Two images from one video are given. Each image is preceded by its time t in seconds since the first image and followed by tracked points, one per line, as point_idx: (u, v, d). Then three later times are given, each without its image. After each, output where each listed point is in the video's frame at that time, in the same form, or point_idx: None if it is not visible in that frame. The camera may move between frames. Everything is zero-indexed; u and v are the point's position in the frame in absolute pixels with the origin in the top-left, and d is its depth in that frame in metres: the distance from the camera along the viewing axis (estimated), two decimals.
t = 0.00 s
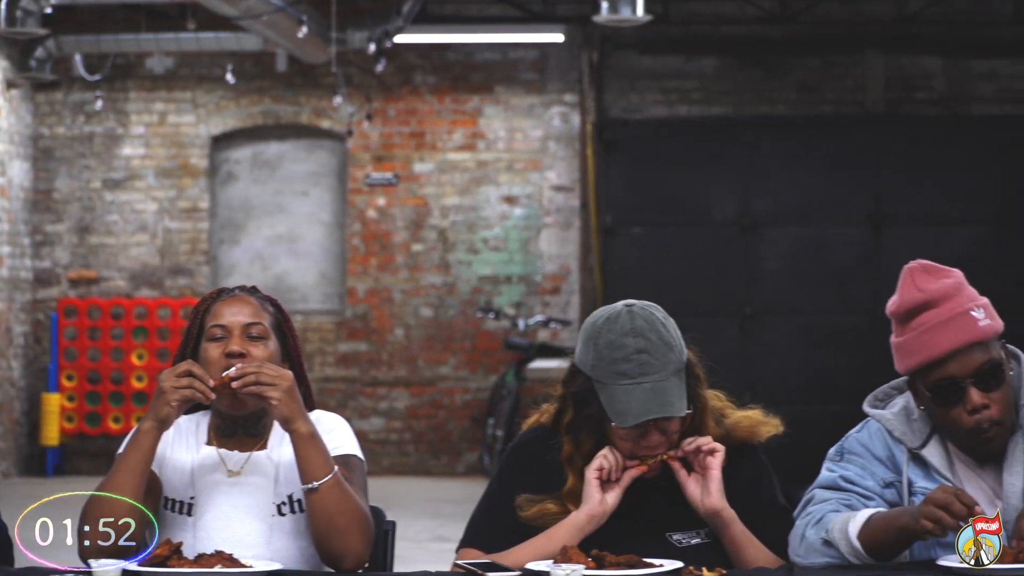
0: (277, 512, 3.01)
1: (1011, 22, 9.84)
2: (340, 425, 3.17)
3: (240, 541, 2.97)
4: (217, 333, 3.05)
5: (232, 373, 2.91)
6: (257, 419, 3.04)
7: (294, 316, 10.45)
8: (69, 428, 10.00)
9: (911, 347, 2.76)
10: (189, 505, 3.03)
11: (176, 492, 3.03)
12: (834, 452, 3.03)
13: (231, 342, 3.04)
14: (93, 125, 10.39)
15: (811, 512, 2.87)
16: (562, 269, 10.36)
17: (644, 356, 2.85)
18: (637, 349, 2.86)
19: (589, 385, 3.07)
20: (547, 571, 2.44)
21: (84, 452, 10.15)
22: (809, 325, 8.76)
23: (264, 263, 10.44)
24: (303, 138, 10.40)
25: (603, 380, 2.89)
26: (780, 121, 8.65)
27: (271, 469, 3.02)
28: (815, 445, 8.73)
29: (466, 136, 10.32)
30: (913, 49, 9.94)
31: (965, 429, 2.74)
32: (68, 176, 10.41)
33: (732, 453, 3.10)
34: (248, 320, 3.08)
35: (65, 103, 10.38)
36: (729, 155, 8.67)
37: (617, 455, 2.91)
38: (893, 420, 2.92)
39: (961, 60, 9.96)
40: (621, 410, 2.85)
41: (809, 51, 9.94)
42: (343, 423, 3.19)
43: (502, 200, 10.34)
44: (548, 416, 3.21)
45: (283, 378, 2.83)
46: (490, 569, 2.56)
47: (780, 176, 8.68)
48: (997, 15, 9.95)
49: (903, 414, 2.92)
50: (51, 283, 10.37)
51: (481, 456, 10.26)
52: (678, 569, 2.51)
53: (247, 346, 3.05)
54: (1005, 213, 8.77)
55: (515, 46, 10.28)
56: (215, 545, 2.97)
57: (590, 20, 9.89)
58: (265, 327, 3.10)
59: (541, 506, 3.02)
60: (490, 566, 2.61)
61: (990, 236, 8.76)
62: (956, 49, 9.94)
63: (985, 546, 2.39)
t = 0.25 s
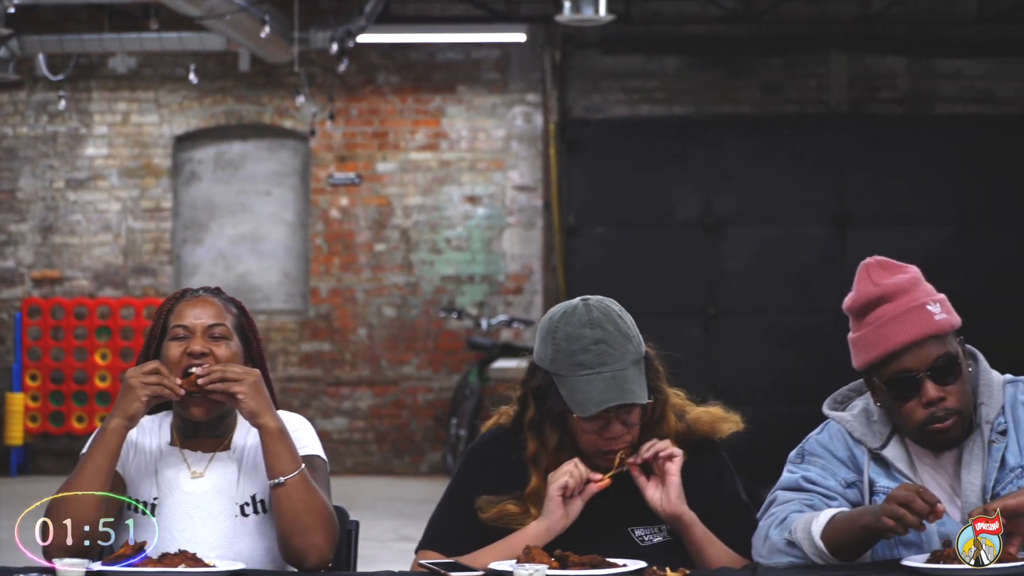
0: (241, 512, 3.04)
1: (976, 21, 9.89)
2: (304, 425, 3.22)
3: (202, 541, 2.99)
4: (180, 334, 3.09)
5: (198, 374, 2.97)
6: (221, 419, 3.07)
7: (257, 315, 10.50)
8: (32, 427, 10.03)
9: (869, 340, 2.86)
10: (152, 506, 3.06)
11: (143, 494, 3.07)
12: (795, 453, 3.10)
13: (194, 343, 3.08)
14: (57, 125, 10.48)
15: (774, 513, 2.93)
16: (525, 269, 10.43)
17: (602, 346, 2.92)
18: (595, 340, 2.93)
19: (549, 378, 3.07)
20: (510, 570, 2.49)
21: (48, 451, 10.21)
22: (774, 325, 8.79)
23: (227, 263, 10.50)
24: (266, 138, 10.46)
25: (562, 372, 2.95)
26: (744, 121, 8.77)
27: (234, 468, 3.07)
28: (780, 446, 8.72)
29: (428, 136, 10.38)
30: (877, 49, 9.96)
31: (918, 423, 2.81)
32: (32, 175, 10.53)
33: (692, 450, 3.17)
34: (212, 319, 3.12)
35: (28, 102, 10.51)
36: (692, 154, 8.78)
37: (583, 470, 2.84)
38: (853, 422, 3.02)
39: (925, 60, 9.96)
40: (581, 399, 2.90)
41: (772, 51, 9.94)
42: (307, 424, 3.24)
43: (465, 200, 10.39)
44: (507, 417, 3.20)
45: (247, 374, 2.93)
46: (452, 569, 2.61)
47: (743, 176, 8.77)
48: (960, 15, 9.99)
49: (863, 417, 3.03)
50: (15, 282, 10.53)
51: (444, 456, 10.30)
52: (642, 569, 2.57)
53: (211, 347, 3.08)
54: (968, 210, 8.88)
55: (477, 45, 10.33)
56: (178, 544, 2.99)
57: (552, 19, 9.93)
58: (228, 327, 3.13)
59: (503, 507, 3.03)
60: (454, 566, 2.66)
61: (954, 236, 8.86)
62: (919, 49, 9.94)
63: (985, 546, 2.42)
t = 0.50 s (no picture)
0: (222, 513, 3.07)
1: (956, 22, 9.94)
2: (285, 425, 3.26)
3: (182, 542, 3.03)
4: (157, 335, 3.12)
5: (177, 374, 3.01)
6: (200, 419, 3.11)
7: (237, 316, 10.55)
8: (12, 427, 10.09)
9: (842, 337, 2.92)
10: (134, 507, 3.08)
11: (123, 492, 3.10)
12: (774, 458, 3.16)
13: (172, 344, 3.12)
14: (38, 125, 10.54)
15: (754, 515, 2.99)
16: (505, 270, 10.45)
17: (576, 343, 2.96)
18: (571, 336, 2.97)
19: (522, 370, 3.10)
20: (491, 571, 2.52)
21: (29, 451, 10.26)
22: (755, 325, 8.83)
23: (208, 263, 10.55)
24: (246, 138, 10.50)
25: (534, 365, 3.00)
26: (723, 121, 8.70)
27: (213, 468, 3.10)
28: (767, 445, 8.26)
29: (408, 136, 10.39)
30: (856, 48, 10.07)
31: (890, 421, 2.86)
32: (13, 176, 10.61)
33: (670, 451, 3.21)
34: (189, 321, 3.15)
35: (10, 103, 10.58)
36: (673, 154, 8.13)
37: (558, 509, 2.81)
38: (830, 424, 3.07)
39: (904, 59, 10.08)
40: (548, 392, 2.94)
41: (752, 51, 9.97)
42: (288, 423, 3.27)
43: (445, 200, 10.42)
44: (486, 418, 3.27)
45: (226, 375, 2.97)
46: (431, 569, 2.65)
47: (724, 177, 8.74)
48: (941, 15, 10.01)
49: (840, 419, 3.08)
50: None
51: (424, 456, 10.33)
52: (621, 569, 2.62)
53: (188, 348, 3.12)
54: (952, 208, 8.28)
55: (457, 46, 10.36)
56: (158, 545, 3.02)
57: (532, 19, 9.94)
58: (205, 329, 3.17)
59: (479, 505, 3.07)
60: (434, 566, 2.69)
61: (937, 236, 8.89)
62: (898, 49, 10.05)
63: (986, 546, 2.46)
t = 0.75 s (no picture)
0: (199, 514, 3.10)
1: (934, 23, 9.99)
2: (261, 425, 3.30)
3: (160, 543, 3.06)
4: (133, 337, 3.15)
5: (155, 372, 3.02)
6: (177, 419, 3.14)
7: (215, 316, 10.58)
8: None
9: (813, 335, 2.99)
10: (110, 508, 3.11)
11: (101, 492, 3.13)
12: (752, 460, 3.21)
13: (149, 346, 3.14)
14: (16, 125, 10.56)
15: (732, 518, 3.02)
16: (483, 270, 10.48)
17: (551, 344, 3.01)
18: (546, 337, 3.02)
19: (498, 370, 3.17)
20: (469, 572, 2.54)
21: (6, 451, 10.27)
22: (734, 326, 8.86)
23: (186, 263, 10.58)
24: (224, 138, 10.52)
25: (508, 364, 3.04)
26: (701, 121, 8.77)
27: (191, 468, 3.13)
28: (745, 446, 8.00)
29: (386, 136, 10.41)
30: (836, 48, 10.09)
31: (860, 417, 2.91)
32: None
33: (644, 448, 3.26)
34: (164, 323, 3.18)
35: None
36: (651, 154, 7.92)
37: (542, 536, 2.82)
38: (808, 424, 3.15)
39: (883, 59, 10.08)
40: (519, 393, 2.98)
41: (732, 51, 9.99)
42: (264, 424, 3.31)
43: (423, 200, 10.45)
44: (460, 420, 3.31)
45: (203, 375, 2.98)
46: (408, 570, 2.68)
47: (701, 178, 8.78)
48: (919, 16, 10.06)
49: (817, 419, 3.16)
50: None
51: (402, 456, 10.35)
52: (599, 569, 2.65)
53: (164, 350, 3.15)
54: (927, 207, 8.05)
55: (435, 46, 10.39)
56: (136, 547, 3.05)
57: (509, 19, 9.95)
58: (181, 330, 3.20)
59: (455, 508, 3.11)
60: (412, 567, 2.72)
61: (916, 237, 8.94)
62: (877, 49, 10.08)
63: (985, 546, 2.50)
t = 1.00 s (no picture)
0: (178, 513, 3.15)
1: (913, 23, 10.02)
2: (239, 425, 3.34)
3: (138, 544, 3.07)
4: (112, 338, 3.18)
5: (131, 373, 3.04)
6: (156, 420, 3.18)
7: (194, 317, 10.62)
8: None
9: (781, 335, 3.04)
10: (89, 507, 3.12)
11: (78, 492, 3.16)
12: (726, 461, 3.27)
13: (128, 347, 3.18)
14: None
15: (710, 520, 3.06)
16: (462, 271, 10.50)
17: (530, 342, 3.05)
18: (525, 335, 3.06)
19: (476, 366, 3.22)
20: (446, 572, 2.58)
21: None
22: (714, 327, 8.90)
23: (164, 264, 10.63)
24: (203, 139, 10.56)
25: (487, 362, 3.08)
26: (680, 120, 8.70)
27: (168, 468, 3.17)
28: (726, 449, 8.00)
29: (365, 137, 10.43)
30: (814, 50, 10.13)
31: (827, 417, 2.98)
32: None
33: (619, 448, 3.31)
34: (144, 324, 3.21)
35: None
36: (630, 154, 7.98)
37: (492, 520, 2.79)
38: (780, 425, 3.21)
39: (862, 60, 10.12)
40: (498, 390, 3.02)
41: (711, 52, 10.03)
42: (242, 424, 3.35)
43: (402, 201, 10.46)
44: (436, 421, 3.35)
45: (180, 381, 2.98)
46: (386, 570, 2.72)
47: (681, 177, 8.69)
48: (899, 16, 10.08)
49: (789, 420, 3.22)
50: None
51: (381, 457, 10.38)
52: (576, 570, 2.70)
53: (144, 351, 3.19)
54: (911, 207, 8.15)
55: (414, 47, 10.40)
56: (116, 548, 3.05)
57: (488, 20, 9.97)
58: (160, 331, 3.24)
59: (429, 510, 3.14)
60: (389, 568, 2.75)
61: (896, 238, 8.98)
62: (857, 50, 10.11)
63: (985, 546, 2.54)
